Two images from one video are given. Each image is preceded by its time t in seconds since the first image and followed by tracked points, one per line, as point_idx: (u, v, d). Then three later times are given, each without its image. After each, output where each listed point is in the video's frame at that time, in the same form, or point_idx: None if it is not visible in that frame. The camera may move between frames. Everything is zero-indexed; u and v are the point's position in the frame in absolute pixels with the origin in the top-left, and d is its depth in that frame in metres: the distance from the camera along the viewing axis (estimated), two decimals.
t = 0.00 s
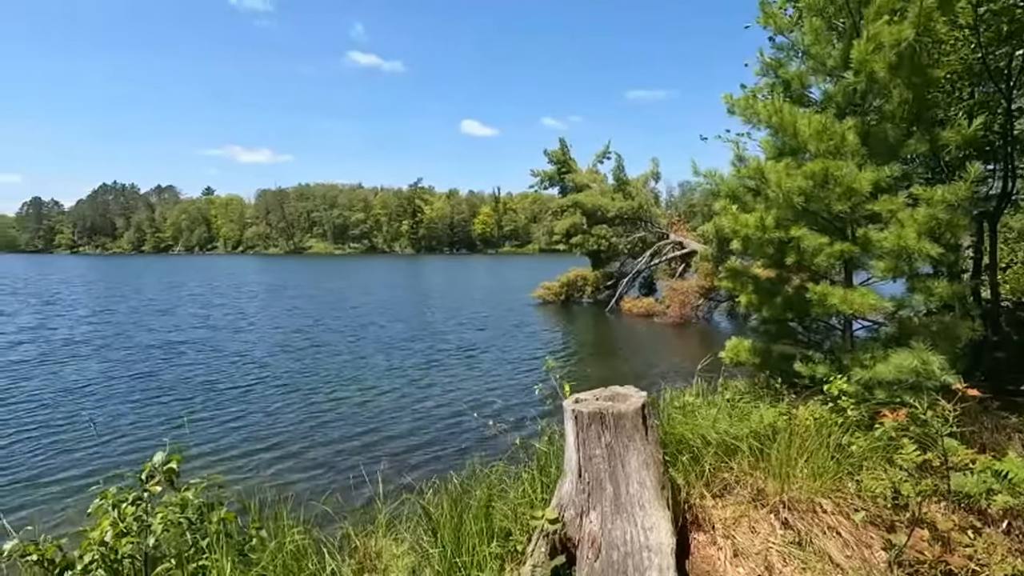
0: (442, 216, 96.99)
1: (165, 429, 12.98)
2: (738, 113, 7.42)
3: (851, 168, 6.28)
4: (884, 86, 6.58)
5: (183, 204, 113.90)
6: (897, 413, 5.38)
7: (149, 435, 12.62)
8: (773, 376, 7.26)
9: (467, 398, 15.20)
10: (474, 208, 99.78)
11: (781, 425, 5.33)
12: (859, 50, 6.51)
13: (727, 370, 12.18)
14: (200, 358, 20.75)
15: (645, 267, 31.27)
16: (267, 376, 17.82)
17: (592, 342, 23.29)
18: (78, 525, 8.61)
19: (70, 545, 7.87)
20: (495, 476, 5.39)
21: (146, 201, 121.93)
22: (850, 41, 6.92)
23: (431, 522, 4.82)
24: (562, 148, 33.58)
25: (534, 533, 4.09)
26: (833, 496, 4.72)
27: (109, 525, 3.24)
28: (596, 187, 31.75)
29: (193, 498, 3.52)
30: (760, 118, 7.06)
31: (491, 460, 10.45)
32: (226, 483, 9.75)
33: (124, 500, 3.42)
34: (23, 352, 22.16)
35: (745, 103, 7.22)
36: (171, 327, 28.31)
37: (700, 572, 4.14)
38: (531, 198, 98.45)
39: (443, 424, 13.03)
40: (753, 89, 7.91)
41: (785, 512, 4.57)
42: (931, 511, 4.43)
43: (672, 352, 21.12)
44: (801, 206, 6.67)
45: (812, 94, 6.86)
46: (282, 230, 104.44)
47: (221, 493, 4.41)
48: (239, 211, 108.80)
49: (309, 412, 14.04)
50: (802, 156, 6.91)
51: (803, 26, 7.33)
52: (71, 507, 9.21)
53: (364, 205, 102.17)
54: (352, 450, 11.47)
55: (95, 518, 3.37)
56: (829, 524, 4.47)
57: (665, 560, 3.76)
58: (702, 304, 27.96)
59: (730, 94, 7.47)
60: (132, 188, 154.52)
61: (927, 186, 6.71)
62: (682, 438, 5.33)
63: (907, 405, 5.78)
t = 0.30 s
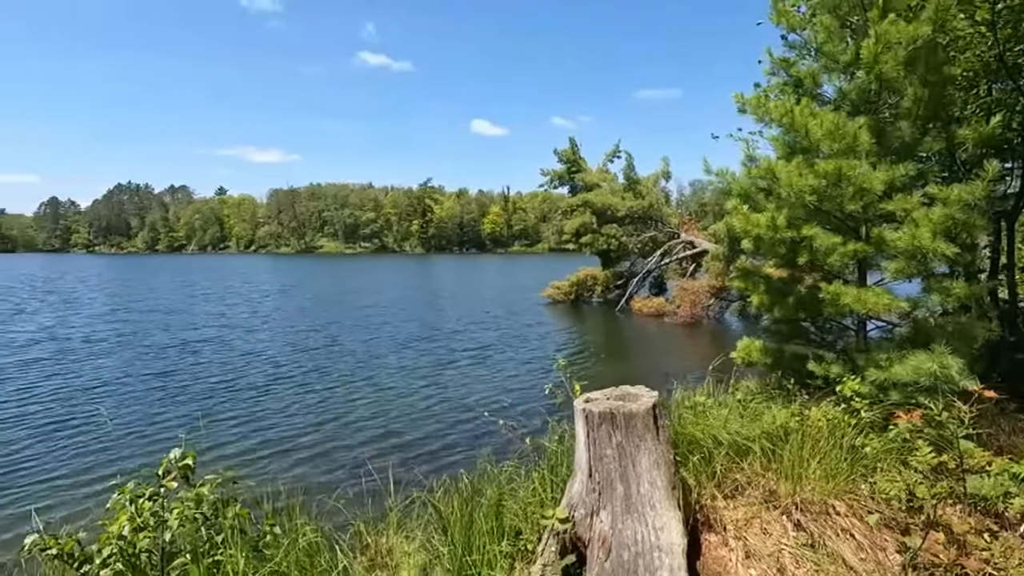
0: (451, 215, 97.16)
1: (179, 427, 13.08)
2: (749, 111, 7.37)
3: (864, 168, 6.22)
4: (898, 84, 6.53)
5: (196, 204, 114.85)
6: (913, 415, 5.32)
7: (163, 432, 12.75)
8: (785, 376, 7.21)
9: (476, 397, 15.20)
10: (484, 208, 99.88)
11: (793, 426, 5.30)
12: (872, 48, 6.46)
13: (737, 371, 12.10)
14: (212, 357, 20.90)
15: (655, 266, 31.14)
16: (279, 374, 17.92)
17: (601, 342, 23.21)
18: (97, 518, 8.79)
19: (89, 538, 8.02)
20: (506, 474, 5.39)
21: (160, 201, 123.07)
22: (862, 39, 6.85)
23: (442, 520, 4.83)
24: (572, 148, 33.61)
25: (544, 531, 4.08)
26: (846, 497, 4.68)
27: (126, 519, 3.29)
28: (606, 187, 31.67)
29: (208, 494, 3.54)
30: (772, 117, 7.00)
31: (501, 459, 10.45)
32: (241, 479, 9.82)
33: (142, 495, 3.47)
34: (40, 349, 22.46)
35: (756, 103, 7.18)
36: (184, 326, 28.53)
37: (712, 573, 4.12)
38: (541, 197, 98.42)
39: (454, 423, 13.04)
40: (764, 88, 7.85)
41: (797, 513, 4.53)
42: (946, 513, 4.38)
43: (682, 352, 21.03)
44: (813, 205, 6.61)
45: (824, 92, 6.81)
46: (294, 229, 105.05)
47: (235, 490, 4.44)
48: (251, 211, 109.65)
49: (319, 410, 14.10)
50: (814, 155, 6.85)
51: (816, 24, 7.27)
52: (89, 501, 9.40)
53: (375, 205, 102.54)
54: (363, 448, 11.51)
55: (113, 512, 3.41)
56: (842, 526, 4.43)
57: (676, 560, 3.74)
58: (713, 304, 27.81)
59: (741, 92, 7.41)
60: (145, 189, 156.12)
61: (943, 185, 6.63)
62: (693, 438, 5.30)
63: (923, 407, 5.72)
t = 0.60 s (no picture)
0: (461, 215, 97.25)
1: (192, 425, 13.18)
2: (762, 109, 7.32)
3: (880, 166, 6.16)
4: (914, 81, 6.48)
5: (208, 204, 115.64)
6: (929, 417, 5.26)
7: (177, 430, 12.85)
8: (798, 377, 7.15)
9: (487, 396, 15.20)
10: (493, 207, 99.84)
11: (807, 427, 5.25)
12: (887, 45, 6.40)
13: (750, 371, 12.02)
14: (224, 355, 21.03)
15: (666, 266, 30.99)
16: (290, 374, 18.03)
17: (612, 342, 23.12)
18: (116, 513, 8.93)
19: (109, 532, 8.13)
20: (517, 473, 5.39)
21: (174, 201, 124.08)
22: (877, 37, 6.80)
23: (453, 519, 4.84)
24: (582, 147, 33.58)
25: (555, 531, 4.07)
26: (861, 499, 4.63)
27: (143, 515, 3.33)
28: (617, 186, 31.56)
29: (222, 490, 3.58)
30: (785, 115, 6.95)
31: (511, 458, 10.45)
32: (253, 476, 9.88)
33: (159, 491, 3.51)
34: (56, 348, 22.74)
35: (769, 101, 7.12)
36: (196, 325, 28.74)
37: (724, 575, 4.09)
38: (551, 197, 98.32)
39: (464, 422, 13.04)
40: (777, 86, 7.79)
41: (810, 515, 4.49)
42: (963, 516, 4.33)
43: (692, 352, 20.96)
44: (827, 204, 6.55)
45: (839, 90, 6.76)
46: (305, 229, 105.55)
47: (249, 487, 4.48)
48: (263, 211, 110.29)
49: (330, 409, 14.14)
50: (828, 154, 6.79)
51: (830, 22, 7.20)
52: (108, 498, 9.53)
53: (385, 205, 102.85)
54: (373, 446, 11.53)
55: (131, 507, 3.46)
56: (856, 528, 4.38)
57: (688, 561, 3.72)
58: (724, 304, 27.63)
59: (754, 91, 7.37)
60: (158, 188, 157.39)
61: (960, 183, 6.55)
62: (705, 438, 5.26)
63: (939, 408, 5.65)
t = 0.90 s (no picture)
0: (473, 214, 97.38)
1: (207, 423, 13.27)
2: (778, 107, 7.24)
3: (898, 164, 6.07)
4: (933, 78, 6.39)
5: (223, 204, 116.64)
6: (949, 420, 5.18)
7: (193, 427, 12.95)
8: (814, 377, 7.07)
9: (499, 396, 15.18)
10: (505, 207, 99.83)
11: (823, 428, 5.18)
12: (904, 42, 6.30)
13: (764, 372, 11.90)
14: (239, 354, 21.20)
15: (679, 266, 30.81)
16: (304, 372, 18.13)
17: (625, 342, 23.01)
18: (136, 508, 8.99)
19: (130, 525, 8.22)
20: (529, 472, 5.38)
21: (189, 201, 125.22)
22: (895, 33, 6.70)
23: (467, 518, 4.84)
24: (595, 146, 33.51)
25: (568, 531, 4.05)
26: (879, 502, 4.57)
27: (163, 510, 3.35)
28: (629, 186, 31.44)
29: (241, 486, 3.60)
30: (801, 114, 6.86)
31: (524, 457, 10.43)
32: (269, 473, 9.93)
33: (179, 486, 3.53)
34: (74, 346, 23.02)
35: (785, 98, 7.05)
36: (210, 324, 28.97)
37: None
38: (563, 196, 98.20)
39: (477, 421, 13.04)
40: (793, 83, 7.70)
41: (827, 518, 4.44)
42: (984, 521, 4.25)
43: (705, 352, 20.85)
44: (843, 203, 6.47)
45: (856, 88, 6.69)
46: (318, 229, 106.20)
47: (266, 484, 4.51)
48: (277, 211, 111.08)
49: (343, 408, 14.18)
50: (844, 153, 6.71)
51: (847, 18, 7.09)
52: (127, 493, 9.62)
53: (398, 205, 103.18)
54: (386, 445, 11.55)
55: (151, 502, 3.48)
56: (873, 531, 4.33)
57: (702, 562, 3.70)
58: (738, 304, 27.39)
59: (769, 88, 7.28)
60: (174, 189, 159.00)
61: (981, 181, 6.44)
62: (719, 439, 5.22)
63: (959, 411, 5.56)
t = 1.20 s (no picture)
0: (483, 214, 97.50)
1: (221, 421, 13.35)
2: (792, 106, 7.16)
3: (914, 163, 5.98)
4: (951, 75, 6.29)
5: (236, 204, 117.52)
6: (968, 423, 5.09)
7: (206, 426, 13.03)
8: (828, 379, 6.98)
9: (509, 395, 15.17)
10: (515, 206, 99.89)
11: (837, 429, 5.12)
12: (919, 41, 6.23)
13: (777, 373, 11.81)
14: (252, 353, 21.35)
15: (690, 265, 30.65)
16: (316, 371, 18.20)
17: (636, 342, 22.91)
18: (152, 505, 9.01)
19: (147, 521, 8.28)
20: (541, 471, 5.35)
21: (202, 202, 126.23)
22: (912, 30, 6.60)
23: (478, 516, 4.82)
24: (605, 146, 33.43)
25: (580, 531, 4.02)
26: (894, 505, 4.50)
27: (179, 506, 3.37)
28: (640, 185, 31.34)
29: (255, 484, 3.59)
30: (814, 113, 6.79)
31: (535, 457, 10.43)
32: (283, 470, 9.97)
33: (195, 483, 3.54)
34: (90, 344, 23.27)
35: (799, 97, 6.97)
36: (223, 323, 29.17)
37: None
38: (573, 196, 98.08)
39: (488, 421, 13.03)
40: (808, 82, 7.61)
41: (841, 520, 4.39)
42: (1003, 524, 4.18)
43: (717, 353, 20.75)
44: (858, 203, 6.40)
45: (870, 86, 6.60)
46: (329, 228, 106.79)
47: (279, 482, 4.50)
48: (289, 211, 111.83)
49: (354, 406, 14.22)
50: (859, 152, 6.63)
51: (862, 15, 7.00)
52: (143, 489, 9.66)
53: (408, 205, 103.50)
54: (398, 444, 11.57)
55: (168, 499, 3.50)
56: (889, 534, 4.27)
57: (715, 564, 3.67)
58: (750, 304, 27.16)
59: (782, 87, 7.22)
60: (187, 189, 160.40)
61: (1000, 180, 6.34)
62: (731, 440, 5.17)
63: (976, 414, 5.46)
